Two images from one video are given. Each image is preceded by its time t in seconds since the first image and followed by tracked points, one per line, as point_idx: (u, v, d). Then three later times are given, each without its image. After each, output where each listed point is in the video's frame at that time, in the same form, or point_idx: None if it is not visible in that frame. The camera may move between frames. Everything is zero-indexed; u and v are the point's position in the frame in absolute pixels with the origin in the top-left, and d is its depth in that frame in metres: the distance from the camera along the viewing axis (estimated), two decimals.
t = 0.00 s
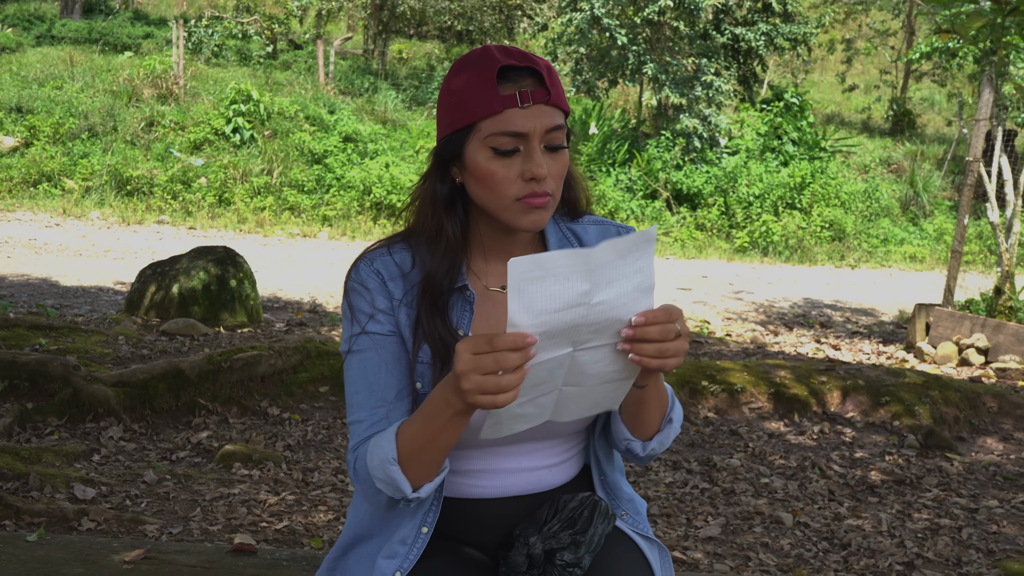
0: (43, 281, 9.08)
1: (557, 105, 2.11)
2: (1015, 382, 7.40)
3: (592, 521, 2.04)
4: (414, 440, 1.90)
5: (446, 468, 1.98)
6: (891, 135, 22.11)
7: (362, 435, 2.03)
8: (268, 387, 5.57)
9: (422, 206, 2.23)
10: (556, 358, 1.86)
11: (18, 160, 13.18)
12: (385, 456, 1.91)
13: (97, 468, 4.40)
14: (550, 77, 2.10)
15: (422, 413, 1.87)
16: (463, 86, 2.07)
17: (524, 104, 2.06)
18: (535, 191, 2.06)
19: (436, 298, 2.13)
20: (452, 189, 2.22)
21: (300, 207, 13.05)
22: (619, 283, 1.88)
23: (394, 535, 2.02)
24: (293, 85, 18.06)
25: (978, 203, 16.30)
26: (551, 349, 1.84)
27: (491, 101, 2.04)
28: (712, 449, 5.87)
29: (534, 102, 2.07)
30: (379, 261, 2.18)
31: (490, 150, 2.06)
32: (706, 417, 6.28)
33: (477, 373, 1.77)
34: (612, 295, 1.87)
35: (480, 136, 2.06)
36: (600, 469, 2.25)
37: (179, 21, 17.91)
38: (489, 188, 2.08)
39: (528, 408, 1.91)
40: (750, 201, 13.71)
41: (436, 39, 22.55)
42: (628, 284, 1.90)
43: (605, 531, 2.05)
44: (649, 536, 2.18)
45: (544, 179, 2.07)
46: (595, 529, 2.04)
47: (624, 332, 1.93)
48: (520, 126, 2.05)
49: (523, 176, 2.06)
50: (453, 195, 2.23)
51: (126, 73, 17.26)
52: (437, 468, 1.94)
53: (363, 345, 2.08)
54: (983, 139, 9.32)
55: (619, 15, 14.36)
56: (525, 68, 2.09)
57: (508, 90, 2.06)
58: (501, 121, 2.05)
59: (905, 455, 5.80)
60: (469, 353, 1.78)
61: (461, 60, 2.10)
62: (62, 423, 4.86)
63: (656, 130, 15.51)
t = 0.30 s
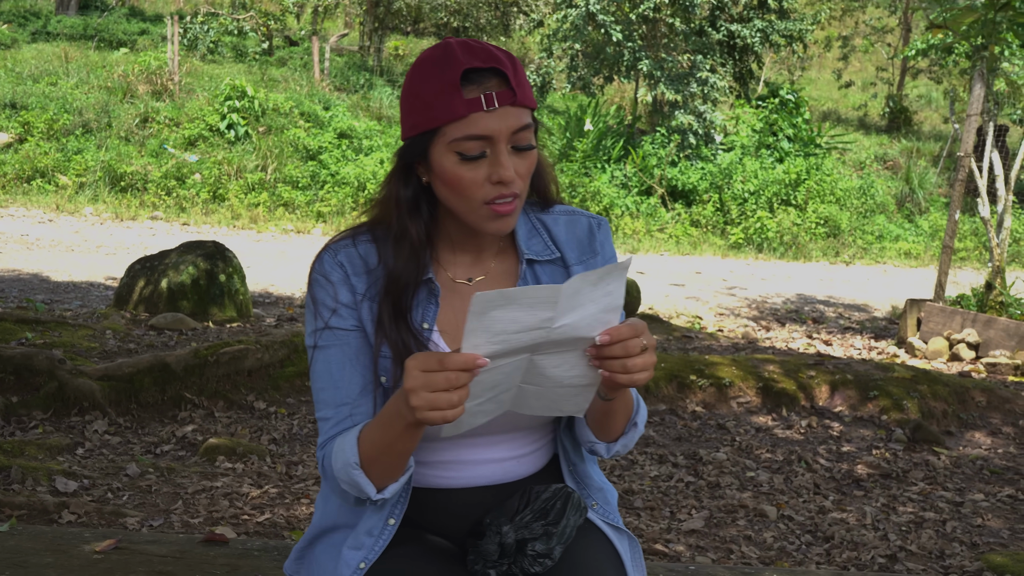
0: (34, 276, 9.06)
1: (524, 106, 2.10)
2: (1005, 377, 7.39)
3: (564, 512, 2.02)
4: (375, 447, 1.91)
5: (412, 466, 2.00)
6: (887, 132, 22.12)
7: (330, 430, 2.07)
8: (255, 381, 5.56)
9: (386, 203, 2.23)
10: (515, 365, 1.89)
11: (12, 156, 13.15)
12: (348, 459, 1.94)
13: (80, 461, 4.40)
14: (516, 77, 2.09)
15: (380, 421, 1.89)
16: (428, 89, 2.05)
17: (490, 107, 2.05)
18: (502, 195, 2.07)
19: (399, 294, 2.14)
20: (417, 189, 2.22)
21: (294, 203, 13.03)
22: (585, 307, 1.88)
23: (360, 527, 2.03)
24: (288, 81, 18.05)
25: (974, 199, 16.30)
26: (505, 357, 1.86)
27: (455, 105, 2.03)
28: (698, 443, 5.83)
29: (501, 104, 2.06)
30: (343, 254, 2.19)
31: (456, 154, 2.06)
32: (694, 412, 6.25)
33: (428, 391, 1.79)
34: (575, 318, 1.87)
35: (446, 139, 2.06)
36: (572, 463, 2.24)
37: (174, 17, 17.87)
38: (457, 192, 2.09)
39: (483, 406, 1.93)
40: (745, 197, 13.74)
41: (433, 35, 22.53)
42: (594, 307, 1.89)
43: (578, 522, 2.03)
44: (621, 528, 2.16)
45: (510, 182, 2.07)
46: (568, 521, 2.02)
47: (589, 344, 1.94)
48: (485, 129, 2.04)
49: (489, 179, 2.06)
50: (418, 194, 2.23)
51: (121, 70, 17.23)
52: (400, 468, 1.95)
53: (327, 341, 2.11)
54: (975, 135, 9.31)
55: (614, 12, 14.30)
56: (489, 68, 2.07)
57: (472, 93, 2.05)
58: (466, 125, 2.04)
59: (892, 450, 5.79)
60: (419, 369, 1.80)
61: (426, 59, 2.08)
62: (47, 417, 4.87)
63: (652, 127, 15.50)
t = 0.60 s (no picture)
0: (25, 272, 9.02)
1: (475, 93, 2.12)
2: (998, 375, 7.36)
3: (524, 508, 2.03)
4: (332, 443, 1.94)
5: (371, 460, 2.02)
6: (887, 130, 22.10)
7: (287, 424, 2.09)
8: (242, 377, 5.52)
9: (336, 188, 2.24)
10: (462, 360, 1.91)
11: (7, 151, 13.09)
12: (306, 458, 1.96)
13: (62, 457, 4.38)
14: (467, 62, 2.10)
15: (335, 417, 1.91)
16: (379, 71, 2.07)
17: (440, 91, 2.07)
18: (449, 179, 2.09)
19: (348, 283, 2.13)
20: (365, 175, 2.23)
21: (290, 200, 13.00)
22: (531, 304, 1.91)
23: (315, 522, 2.04)
24: (286, 78, 18.01)
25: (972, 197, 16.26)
26: (453, 353, 1.88)
27: (404, 87, 2.05)
28: (687, 440, 5.76)
29: (451, 89, 2.08)
30: (293, 244, 2.19)
31: (404, 137, 2.08)
32: (684, 409, 6.16)
33: (374, 389, 1.81)
34: (521, 314, 1.90)
35: (394, 121, 2.08)
36: (536, 455, 2.23)
37: (171, 13, 17.80)
38: (403, 174, 2.10)
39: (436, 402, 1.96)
40: (742, 195, 13.73)
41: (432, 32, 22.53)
42: (543, 306, 1.93)
43: (537, 519, 2.04)
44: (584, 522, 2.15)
45: (457, 167, 2.08)
46: (527, 517, 2.03)
47: (541, 342, 1.98)
48: (434, 113, 2.06)
49: (436, 164, 2.08)
50: (367, 180, 2.24)
51: (118, 66, 17.17)
52: (359, 463, 1.97)
53: (280, 335, 2.12)
54: (969, 132, 9.28)
55: (612, 9, 14.22)
56: (443, 52, 2.08)
57: (423, 76, 2.07)
58: (415, 108, 2.06)
59: (882, 448, 5.74)
60: (364, 368, 1.82)
61: (380, 42, 2.10)
62: (31, 413, 4.84)
63: (650, 124, 15.46)
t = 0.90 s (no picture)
0: (47, 271, 9.10)
1: (454, 83, 2.19)
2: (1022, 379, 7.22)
3: (511, 512, 2.02)
4: (320, 457, 1.92)
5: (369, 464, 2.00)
6: (914, 130, 21.84)
7: (281, 421, 2.08)
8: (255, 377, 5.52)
9: (315, 168, 2.32)
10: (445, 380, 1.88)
11: (33, 151, 13.20)
12: (301, 464, 1.94)
13: (74, 457, 4.41)
14: (451, 52, 2.17)
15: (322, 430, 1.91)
16: (364, 53, 2.14)
17: (419, 77, 2.14)
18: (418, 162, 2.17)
19: (325, 266, 2.17)
20: (342, 150, 2.32)
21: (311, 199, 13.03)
22: (520, 335, 1.85)
23: (312, 514, 2.03)
24: (309, 78, 18.08)
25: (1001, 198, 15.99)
26: (437, 378, 1.84)
27: (385, 69, 2.12)
28: (701, 444, 5.61)
29: (430, 77, 2.15)
30: (274, 240, 2.24)
31: (379, 117, 2.16)
32: (700, 412, 6.00)
33: (349, 410, 1.80)
34: (508, 344, 1.84)
35: (372, 101, 2.16)
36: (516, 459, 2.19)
37: (196, 14, 17.91)
38: (376, 154, 2.18)
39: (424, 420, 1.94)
40: (766, 195, 13.60)
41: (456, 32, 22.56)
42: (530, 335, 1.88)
43: (526, 524, 2.04)
44: (573, 534, 2.13)
45: (427, 150, 2.17)
46: (514, 522, 2.02)
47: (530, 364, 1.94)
48: (410, 97, 2.14)
49: (407, 146, 2.16)
50: (344, 157, 2.32)
51: (143, 66, 17.30)
52: (355, 471, 1.95)
53: (266, 331, 2.16)
54: (994, 132, 9.12)
55: (635, 8, 14.12)
56: (426, 39, 2.15)
57: (405, 61, 2.14)
58: (392, 90, 2.13)
59: (901, 452, 5.61)
60: (341, 388, 1.80)
61: (367, 24, 2.16)
62: (45, 412, 4.86)
63: (673, 124, 15.35)
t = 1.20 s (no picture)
0: (91, 270, 9.25)
1: (471, 87, 2.18)
2: None
3: (530, 520, 1.98)
4: (342, 434, 1.92)
5: (388, 451, 2.00)
6: (962, 131, 21.38)
7: (303, 415, 2.08)
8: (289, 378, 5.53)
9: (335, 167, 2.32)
10: (463, 352, 1.90)
11: (80, 151, 13.43)
12: (320, 448, 1.95)
13: (109, 455, 4.46)
14: (469, 57, 2.17)
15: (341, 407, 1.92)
16: (383, 55, 2.14)
17: (438, 79, 2.13)
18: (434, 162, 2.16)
19: (344, 263, 2.16)
20: (360, 148, 2.31)
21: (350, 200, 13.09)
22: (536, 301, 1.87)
23: (335, 508, 2.02)
24: (351, 79, 18.21)
25: None
26: (452, 344, 1.87)
27: (404, 69, 2.12)
28: (737, 449, 5.48)
29: (448, 80, 2.14)
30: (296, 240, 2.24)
31: (397, 117, 2.15)
32: (736, 417, 5.88)
33: (364, 365, 1.82)
34: (524, 308, 1.87)
35: (390, 101, 2.15)
36: (539, 449, 2.17)
37: (241, 15, 18.11)
38: (393, 153, 2.18)
39: (442, 399, 1.95)
40: (809, 198, 13.34)
41: (498, 34, 22.57)
42: (546, 304, 1.89)
43: (545, 531, 1.99)
44: (593, 530, 2.10)
45: (443, 151, 2.16)
46: (533, 529, 1.98)
47: (550, 339, 1.95)
48: (427, 98, 2.13)
49: (424, 146, 2.16)
50: (361, 155, 2.31)
51: (188, 67, 17.54)
52: (373, 454, 1.95)
53: (288, 328, 2.14)
54: None
55: (677, 8, 14.03)
56: (446, 44, 2.15)
57: (425, 62, 2.14)
58: (410, 91, 2.13)
59: (941, 461, 5.44)
60: (358, 345, 1.84)
61: (389, 27, 2.17)
62: (83, 410, 4.90)
63: (715, 125, 15.18)
